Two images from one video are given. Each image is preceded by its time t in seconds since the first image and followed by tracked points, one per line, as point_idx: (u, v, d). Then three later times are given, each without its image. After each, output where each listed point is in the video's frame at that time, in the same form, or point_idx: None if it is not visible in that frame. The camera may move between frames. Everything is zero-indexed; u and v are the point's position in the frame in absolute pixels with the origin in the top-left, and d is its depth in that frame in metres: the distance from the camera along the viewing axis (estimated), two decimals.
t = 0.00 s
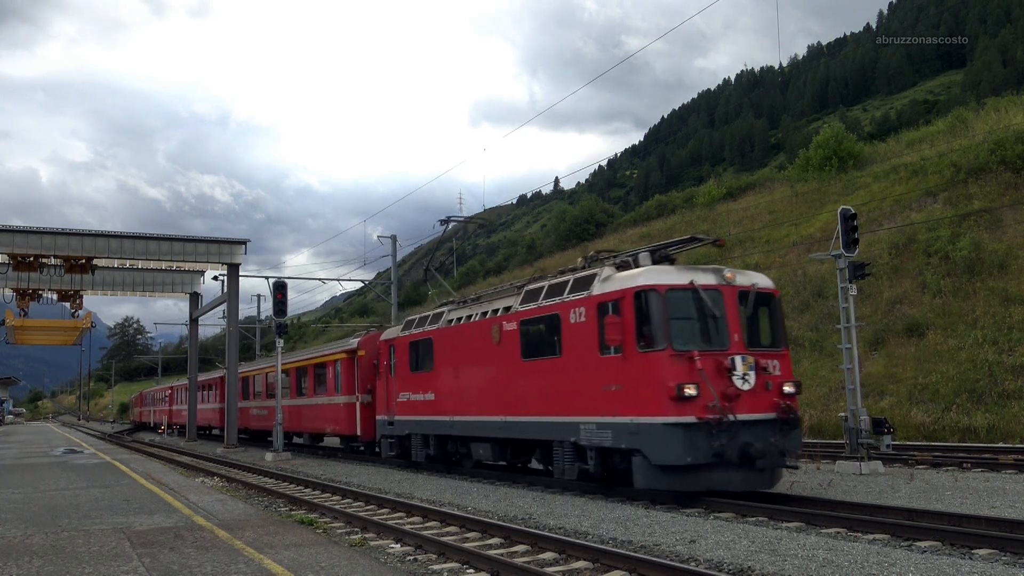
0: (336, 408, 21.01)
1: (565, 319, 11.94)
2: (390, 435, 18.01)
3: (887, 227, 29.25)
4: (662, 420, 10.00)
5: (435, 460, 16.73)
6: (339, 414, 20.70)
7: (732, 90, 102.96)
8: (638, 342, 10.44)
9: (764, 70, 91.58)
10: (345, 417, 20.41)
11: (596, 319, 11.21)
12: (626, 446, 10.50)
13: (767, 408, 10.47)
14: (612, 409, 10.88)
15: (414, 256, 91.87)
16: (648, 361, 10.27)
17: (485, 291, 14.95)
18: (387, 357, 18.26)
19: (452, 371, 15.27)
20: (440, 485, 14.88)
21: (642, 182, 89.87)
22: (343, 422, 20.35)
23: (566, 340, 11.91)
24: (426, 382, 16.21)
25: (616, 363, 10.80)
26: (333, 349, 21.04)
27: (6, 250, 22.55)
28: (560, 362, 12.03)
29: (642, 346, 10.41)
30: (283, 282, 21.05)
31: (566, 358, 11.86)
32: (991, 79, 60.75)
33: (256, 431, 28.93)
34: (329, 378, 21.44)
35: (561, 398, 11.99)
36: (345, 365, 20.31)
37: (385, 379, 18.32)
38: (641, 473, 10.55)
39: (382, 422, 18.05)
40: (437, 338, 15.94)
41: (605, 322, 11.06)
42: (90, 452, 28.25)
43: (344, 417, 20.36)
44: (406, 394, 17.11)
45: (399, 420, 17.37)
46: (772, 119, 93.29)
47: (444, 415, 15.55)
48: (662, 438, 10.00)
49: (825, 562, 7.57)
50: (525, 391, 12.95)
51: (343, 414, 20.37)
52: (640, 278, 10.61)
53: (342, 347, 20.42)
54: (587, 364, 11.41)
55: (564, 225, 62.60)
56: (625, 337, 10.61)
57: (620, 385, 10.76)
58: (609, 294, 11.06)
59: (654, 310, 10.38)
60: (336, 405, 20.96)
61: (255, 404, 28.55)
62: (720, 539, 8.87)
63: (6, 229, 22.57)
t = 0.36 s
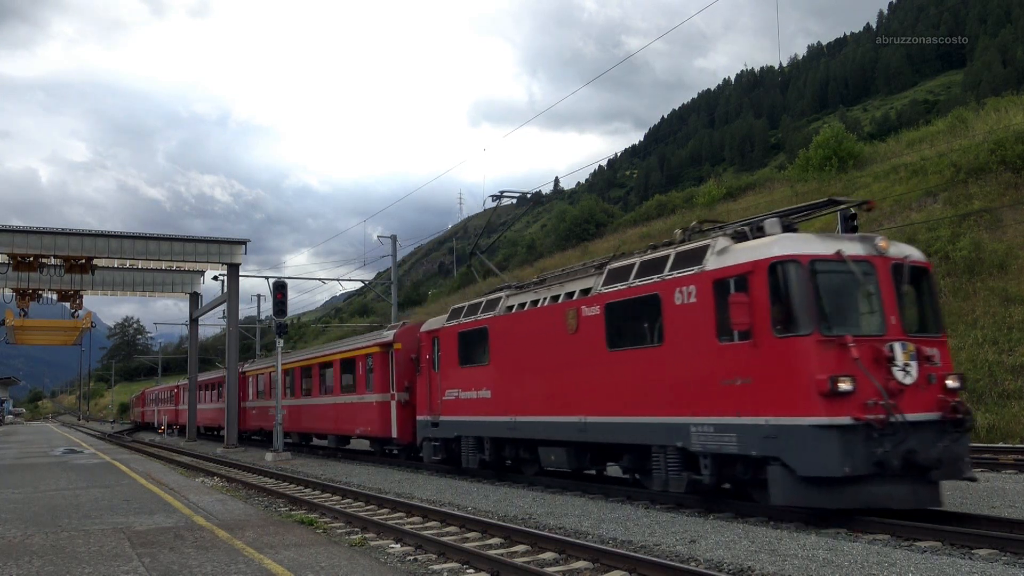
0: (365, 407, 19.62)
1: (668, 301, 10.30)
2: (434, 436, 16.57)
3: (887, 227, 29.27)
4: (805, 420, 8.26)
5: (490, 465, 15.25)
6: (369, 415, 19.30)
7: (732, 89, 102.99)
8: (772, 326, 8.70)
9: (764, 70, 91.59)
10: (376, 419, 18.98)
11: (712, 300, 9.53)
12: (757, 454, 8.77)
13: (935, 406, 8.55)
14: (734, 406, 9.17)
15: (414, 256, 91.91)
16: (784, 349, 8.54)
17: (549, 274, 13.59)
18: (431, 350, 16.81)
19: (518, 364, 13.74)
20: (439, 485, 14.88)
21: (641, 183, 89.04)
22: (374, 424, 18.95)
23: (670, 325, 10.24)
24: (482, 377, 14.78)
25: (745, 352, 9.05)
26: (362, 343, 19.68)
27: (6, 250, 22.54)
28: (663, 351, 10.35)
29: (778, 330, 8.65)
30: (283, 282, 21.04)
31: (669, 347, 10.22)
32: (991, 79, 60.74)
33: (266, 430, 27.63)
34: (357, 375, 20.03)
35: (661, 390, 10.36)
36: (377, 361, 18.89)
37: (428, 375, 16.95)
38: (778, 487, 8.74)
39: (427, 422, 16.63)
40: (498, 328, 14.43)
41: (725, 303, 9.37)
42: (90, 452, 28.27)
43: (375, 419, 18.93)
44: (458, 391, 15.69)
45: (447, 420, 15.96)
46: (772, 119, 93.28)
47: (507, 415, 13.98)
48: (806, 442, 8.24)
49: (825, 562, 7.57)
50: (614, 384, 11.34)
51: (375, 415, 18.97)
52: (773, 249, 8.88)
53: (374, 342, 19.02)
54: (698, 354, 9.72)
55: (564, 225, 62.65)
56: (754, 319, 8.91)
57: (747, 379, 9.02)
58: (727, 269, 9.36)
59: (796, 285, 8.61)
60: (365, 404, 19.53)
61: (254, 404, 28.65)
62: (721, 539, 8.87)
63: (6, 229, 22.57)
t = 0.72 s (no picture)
0: (400, 406, 18.07)
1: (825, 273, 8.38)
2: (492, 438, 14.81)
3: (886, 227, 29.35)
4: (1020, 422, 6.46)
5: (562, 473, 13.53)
6: (407, 415, 17.72)
7: (732, 89, 103.16)
8: (983, 300, 6.82)
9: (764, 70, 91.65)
10: (415, 420, 17.40)
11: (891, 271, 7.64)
12: (963, 466, 6.86)
13: None
14: (920, 405, 7.25)
15: (414, 256, 92.01)
16: (995, 331, 6.68)
17: (634, 252, 11.90)
18: (485, 342, 15.07)
19: (603, 355, 11.86)
20: (439, 485, 14.88)
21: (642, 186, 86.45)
22: (413, 424, 17.36)
23: (827, 304, 8.32)
24: (552, 371, 12.99)
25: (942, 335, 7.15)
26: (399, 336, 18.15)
27: (5, 251, 22.55)
28: (813, 336, 8.45)
29: (992, 305, 6.77)
30: (283, 282, 21.05)
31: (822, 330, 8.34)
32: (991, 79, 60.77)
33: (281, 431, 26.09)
34: (392, 371, 18.45)
35: (801, 389, 8.53)
36: (416, 355, 17.36)
37: (481, 369, 15.26)
38: (991, 509, 6.93)
39: (483, 422, 14.84)
40: (573, 313, 12.62)
41: (906, 275, 7.53)
42: (90, 452, 28.29)
43: (414, 419, 17.35)
44: (520, 387, 13.89)
45: (506, 420, 14.23)
46: (772, 119, 93.42)
47: (589, 414, 12.09)
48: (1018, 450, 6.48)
49: (825, 562, 7.58)
50: (728, 382, 9.53)
51: (414, 414, 17.38)
52: (985, 203, 7.00)
53: (414, 334, 17.47)
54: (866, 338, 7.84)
55: (564, 225, 62.77)
56: (956, 292, 7.05)
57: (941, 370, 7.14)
58: (917, 233, 7.44)
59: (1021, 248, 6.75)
60: (402, 402, 17.98)
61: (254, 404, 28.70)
62: (720, 539, 8.88)
63: (6, 229, 22.57)
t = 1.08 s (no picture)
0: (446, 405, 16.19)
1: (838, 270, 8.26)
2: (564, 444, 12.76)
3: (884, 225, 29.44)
4: (1023, 422, 6.47)
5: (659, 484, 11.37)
6: (453, 414, 15.85)
7: (731, 90, 103.37)
8: None
9: (764, 70, 91.82)
10: (463, 421, 15.51)
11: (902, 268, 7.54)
12: None
13: None
14: None
15: (414, 256, 92.04)
16: (1005, 332, 6.62)
17: (753, 220, 9.95)
18: (556, 331, 12.93)
19: (717, 344, 9.74)
20: (439, 485, 14.87)
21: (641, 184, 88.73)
22: (462, 426, 15.46)
23: (966, 287, 7.01)
24: (648, 363, 10.84)
25: None
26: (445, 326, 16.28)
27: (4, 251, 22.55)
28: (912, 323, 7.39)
29: None
30: (283, 282, 21.05)
31: (829, 329, 8.26)
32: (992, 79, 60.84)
33: (301, 432, 24.19)
34: (437, 365, 16.58)
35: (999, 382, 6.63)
36: (467, 347, 15.47)
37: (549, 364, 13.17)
38: None
39: (556, 424, 12.76)
40: (676, 292, 10.45)
41: None
42: (90, 452, 28.31)
43: (463, 420, 15.48)
44: (603, 382, 11.77)
45: (584, 422, 12.08)
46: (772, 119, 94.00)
47: (704, 413, 9.88)
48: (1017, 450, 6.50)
49: (824, 562, 7.58)
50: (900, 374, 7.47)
51: (462, 414, 15.51)
52: None
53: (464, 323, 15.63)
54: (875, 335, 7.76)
55: (564, 226, 62.90)
56: None
57: None
58: (935, 230, 7.33)
59: None
60: (448, 400, 16.07)
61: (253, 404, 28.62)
62: (720, 539, 8.88)
63: (5, 229, 22.58)
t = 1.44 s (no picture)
0: (506, 404, 14.43)
1: (835, 268, 8.26)
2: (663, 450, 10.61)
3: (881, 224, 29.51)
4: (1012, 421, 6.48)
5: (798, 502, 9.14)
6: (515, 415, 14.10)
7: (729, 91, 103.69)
8: None
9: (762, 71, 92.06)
10: (527, 423, 13.77)
11: (901, 268, 7.51)
12: None
13: None
14: None
15: (412, 256, 92.05)
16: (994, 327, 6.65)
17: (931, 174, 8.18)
18: (651, 316, 10.93)
19: (871, 324, 7.79)
20: (438, 485, 14.90)
21: (639, 184, 91.21)
22: (527, 428, 13.71)
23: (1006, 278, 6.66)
24: (782, 350, 8.75)
25: None
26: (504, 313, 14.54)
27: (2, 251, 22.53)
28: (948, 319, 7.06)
29: None
30: (281, 283, 21.05)
31: (823, 328, 8.26)
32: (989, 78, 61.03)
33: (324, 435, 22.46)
34: (493, 359, 14.84)
35: None
36: (531, 337, 13.75)
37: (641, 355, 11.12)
38: None
39: (651, 426, 10.63)
40: (819, 260, 8.44)
41: None
42: (87, 452, 28.31)
43: (527, 420, 13.73)
44: (718, 374, 9.61)
45: (692, 423, 9.94)
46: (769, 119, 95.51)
47: (868, 411, 7.74)
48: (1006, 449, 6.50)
49: (821, 562, 7.59)
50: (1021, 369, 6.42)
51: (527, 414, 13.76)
52: None
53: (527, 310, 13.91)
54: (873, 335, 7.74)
55: (562, 226, 63.00)
56: None
57: None
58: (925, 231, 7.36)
59: None
60: (508, 399, 14.31)
61: (252, 404, 28.60)
62: (717, 539, 8.88)
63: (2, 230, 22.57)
